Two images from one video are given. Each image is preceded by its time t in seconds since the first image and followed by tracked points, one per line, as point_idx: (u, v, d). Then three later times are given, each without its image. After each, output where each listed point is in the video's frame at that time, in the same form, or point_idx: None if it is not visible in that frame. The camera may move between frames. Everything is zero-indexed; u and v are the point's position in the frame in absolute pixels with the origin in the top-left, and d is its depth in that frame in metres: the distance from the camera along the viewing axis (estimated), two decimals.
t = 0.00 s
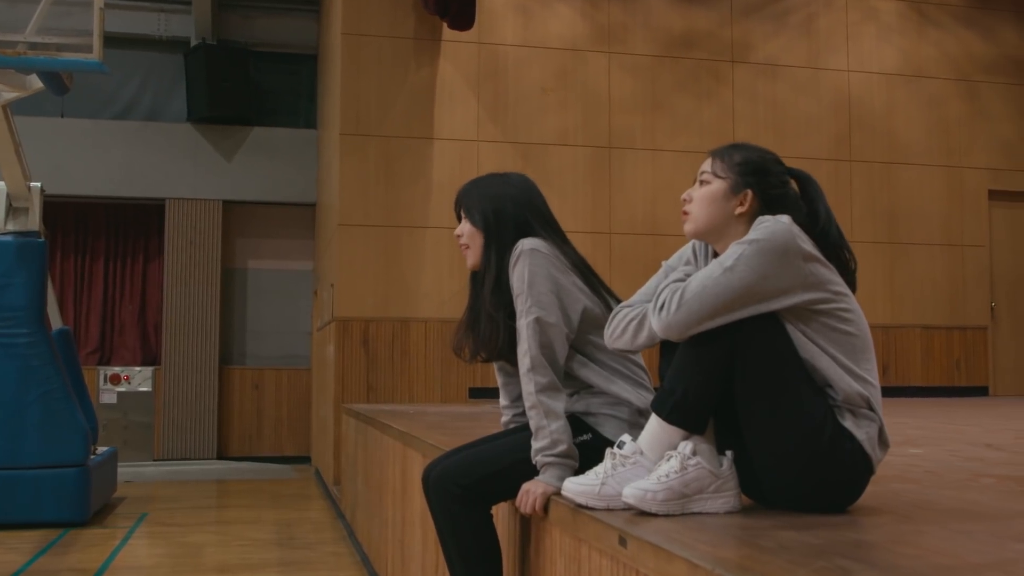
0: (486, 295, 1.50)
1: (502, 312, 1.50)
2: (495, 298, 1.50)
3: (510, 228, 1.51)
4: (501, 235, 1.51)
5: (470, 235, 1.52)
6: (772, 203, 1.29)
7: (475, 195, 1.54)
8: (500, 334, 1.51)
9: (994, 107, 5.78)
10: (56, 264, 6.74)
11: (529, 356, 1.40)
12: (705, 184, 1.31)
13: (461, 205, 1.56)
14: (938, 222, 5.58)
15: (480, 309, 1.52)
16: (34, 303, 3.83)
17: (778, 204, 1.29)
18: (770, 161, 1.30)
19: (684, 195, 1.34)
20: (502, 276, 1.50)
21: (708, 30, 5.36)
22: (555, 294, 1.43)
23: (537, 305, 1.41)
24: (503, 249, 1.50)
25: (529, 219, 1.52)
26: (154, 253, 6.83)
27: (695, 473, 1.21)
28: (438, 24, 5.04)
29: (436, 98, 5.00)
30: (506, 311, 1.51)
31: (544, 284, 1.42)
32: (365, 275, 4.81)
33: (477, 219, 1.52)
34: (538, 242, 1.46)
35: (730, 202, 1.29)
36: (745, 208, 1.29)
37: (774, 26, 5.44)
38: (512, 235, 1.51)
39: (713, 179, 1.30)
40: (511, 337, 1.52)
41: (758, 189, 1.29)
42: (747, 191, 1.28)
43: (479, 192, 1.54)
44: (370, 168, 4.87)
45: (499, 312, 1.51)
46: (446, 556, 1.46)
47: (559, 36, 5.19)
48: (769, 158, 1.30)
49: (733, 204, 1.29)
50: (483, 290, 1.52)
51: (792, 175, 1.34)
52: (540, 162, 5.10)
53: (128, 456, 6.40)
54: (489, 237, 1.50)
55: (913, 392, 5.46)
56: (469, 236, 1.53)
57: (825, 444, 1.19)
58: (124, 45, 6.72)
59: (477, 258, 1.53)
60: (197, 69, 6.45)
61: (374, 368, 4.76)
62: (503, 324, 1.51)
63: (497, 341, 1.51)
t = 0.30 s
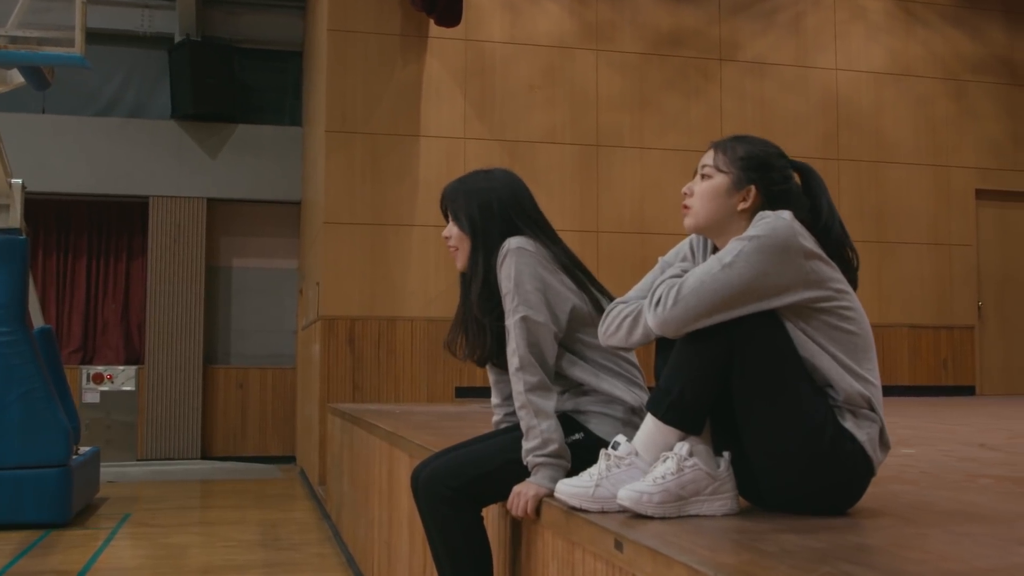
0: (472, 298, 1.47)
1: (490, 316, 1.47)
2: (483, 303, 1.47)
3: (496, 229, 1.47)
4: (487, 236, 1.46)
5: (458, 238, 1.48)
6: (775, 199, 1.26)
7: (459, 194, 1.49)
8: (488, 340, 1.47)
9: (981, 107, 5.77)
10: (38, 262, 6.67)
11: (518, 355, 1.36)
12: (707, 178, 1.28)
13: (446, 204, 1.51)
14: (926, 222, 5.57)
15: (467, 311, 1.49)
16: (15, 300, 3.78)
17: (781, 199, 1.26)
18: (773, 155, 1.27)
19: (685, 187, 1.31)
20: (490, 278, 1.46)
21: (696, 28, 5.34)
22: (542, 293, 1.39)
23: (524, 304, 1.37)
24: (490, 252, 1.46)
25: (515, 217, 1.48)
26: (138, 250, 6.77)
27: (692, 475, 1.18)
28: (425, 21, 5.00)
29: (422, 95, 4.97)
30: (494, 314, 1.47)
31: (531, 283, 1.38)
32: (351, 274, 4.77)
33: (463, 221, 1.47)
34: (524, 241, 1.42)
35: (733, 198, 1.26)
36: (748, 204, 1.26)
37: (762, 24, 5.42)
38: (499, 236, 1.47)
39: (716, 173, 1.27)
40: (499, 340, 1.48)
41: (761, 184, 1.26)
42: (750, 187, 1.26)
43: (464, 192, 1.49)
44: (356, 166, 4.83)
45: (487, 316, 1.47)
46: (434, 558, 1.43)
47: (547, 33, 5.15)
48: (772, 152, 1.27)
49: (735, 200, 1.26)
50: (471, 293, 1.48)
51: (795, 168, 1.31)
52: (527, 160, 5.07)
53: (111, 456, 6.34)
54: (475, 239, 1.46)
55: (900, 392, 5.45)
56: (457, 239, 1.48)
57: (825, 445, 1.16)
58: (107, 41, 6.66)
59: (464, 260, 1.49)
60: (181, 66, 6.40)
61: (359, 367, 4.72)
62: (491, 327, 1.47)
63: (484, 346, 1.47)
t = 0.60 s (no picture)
0: (456, 291, 1.43)
1: (475, 308, 1.43)
2: (467, 296, 1.43)
3: (484, 222, 1.43)
4: (474, 230, 1.43)
5: (444, 230, 1.45)
6: (770, 194, 1.23)
7: (447, 186, 1.46)
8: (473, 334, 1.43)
9: (965, 106, 5.76)
10: (14, 259, 6.59)
11: (507, 353, 1.33)
12: (701, 174, 1.25)
13: (434, 197, 1.48)
14: (909, 222, 5.57)
15: (451, 305, 1.45)
16: None
17: (777, 194, 1.23)
18: (770, 150, 1.24)
19: (679, 184, 1.29)
20: (476, 272, 1.42)
21: (680, 26, 5.32)
22: (531, 289, 1.36)
23: (513, 302, 1.34)
24: (477, 246, 1.43)
25: (504, 210, 1.44)
26: (117, 248, 6.70)
27: (685, 476, 1.15)
28: (408, 18, 4.96)
29: (405, 93, 4.92)
30: (479, 308, 1.43)
31: (520, 279, 1.35)
32: (332, 272, 4.73)
33: (450, 214, 1.44)
34: (513, 236, 1.39)
35: (728, 194, 1.24)
36: (743, 200, 1.23)
37: (746, 23, 5.40)
38: (487, 230, 1.43)
39: (710, 169, 1.24)
40: (485, 335, 1.44)
41: (757, 180, 1.23)
42: (745, 182, 1.23)
43: (451, 184, 1.46)
44: (337, 163, 4.78)
45: (472, 309, 1.43)
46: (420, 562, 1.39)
47: (530, 30, 5.12)
48: (768, 146, 1.24)
49: (731, 195, 1.24)
50: (456, 287, 1.45)
51: (791, 163, 1.28)
52: (510, 157, 5.04)
53: (88, 456, 6.27)
54: (461, 233, 1.43)
55: (883, 391, 5.44)
56: (444, 231, 1.45)
57: (821, 448, 1.13)
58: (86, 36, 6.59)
59: (451, 255, 1.46)
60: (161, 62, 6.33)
61: (341, 366, 4.67)
62: (476, 322, 1.43)
63: (468, 339, 1.43)
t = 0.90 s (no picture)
0: (442, 290, 1.40)
1: (460, 308, 1.40)
2: (451, 294, 1.40)
3: (471, 219, 1.40)
4: (461, 226, 1.40)
5: (432, 226, 1.42)
6: (759, 186, 1.20)
7: (436, 180, 1.42)
8: (459, 334, 1.40)
9: (944, 106, 5.76)
10: None
11: (490, 352, 1.30)
12: (686, 172, 1.22)
13: (422, 190, 1.45)
14: (888, 221, 5.57)
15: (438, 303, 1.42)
16: None
17: (766, 186, 1.20)
18: (754, 141, 1.21)
19: (664, 185, 1.25)
20: (462, 269, 1.39)
21: (660, 24, 5.29)
22: (515, 288, 1.32)
23: (496, 300, 1.30)
24: (462, 243, 1.39)
25: (491, 207, 1.40)
26: (91, 246, 6.62)
27: (675, 479, 1.12)
28: (386, 14, 4.92)
29: (384, 89, 4.88)
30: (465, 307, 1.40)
31: (504, 278, 1.31)
32: (310, 271, 4.67)
33: (437, 208, 1.41)
34: (498, 234, 1.35)
35: (716, 188, 1.20)
36: (732, 193, 1.20)
37: (726, 21, 5.39)
38: (473, 227, 1.40)
39: (695, 166, 1.21)
40: (471, 335, 1.41)
41: (743, 172, 1.20)
42: (733, 175, 1.20)
43: (439, 177, 1.42)
44: (315, 161, 4.73)
45: (457, 309, 1.40)
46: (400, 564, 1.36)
47: (510, 28, 5.09)
48: (752, 139, 1.22)
49: (719, 189, 1.20)
50: (442, 285, 1.42)
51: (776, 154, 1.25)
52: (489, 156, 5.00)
53: (61, 457, 6.18)
54: (448, 229, 1.40)
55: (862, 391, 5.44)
56: (431, 227, 1.42)
57: (815, 448, 1.10)
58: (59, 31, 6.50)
59: (439, 250, 1.43)
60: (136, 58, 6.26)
61: (318, 366, 4.62)
62: (461, 321, 1.40)
63: (454, 339, 1.40)
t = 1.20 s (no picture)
0: (430, 284, 1.37)
1: (449, 302, 1.36)
2: (440, 288, 1.37)
3: (461, 211, 1.37)
4: (451, 218, 1.37)
5: (421, 217, 1.39)
6: (745, 175, 1.17)
7: (427, 171, 1.39)
8: (448, 329, 1.37)
9: (920, 106, 5.76)
10: None
11: (478, 349, 1.26)
12: (669, 169, 1.19)
13: (411, 181, 1.42)
14: (865, 221, 5.57)
15: (427, 297, 1.39)
16: None
17: (752, 175, 1.17)
18: (735, 131, 1.18)
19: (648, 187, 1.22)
20: (451, 263, 1.36)
21: (638, 21, 5.27)
22: (504, 284, 1.29)
23: (485, 297, 1.27)
24: (453, 237, 1.37)
25: (483, 201, 1.37)
26: (62, 244, 6.53)
27: (664, 481, 1.08)
28: (362, 10, 4.87)
29: (360, 86, 4.83)
30: (454, 302, 1.37)
31: (494, 274, 1.28)
32: (284, 269, 4.62)
33: (427, 199, 1.38)
34: (488, 230, 1.32)
35: (702, 181, 1.17)
36: (719, 185, 1.16)
37: (703, 19, 5.37)
38: (464, 220, 1.37)
39: (678, 162, 1.18)
40: (459, 330, 1.37)
41: (729, 163, 1.17)
42: (717, 166, 1.16)
43: (429, 167, 1.39)
44: (290, 157, 4.68)
45: (445, 302, 1.37)
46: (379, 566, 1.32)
47: (488, 25, 5.05)
48: (734, 128, 1.18)
49: (705, 182, 1.17)
50: (430, 279, 1.39)
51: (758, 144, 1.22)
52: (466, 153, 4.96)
53: (31, 457, 6.09)
54: (437, 221, 1.37)
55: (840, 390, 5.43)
56: (419, 218, 1.39)
57: (807, 450, 1.07)
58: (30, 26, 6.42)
59: (426, 242, 1.40)
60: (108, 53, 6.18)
61: (293, 366, 4.56)
62: (450, 316, 1.37)
63: (442, 333, 1.37)
